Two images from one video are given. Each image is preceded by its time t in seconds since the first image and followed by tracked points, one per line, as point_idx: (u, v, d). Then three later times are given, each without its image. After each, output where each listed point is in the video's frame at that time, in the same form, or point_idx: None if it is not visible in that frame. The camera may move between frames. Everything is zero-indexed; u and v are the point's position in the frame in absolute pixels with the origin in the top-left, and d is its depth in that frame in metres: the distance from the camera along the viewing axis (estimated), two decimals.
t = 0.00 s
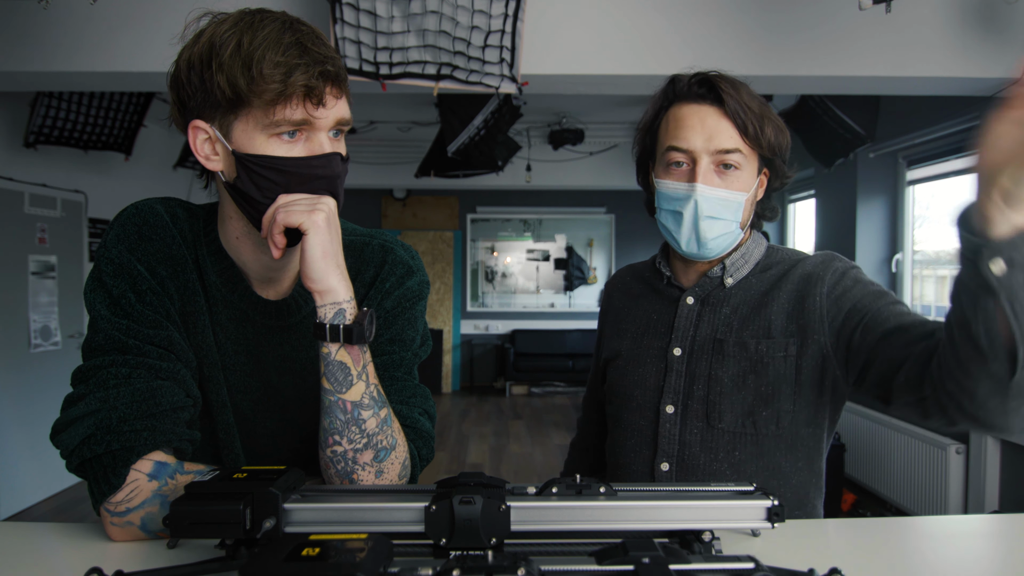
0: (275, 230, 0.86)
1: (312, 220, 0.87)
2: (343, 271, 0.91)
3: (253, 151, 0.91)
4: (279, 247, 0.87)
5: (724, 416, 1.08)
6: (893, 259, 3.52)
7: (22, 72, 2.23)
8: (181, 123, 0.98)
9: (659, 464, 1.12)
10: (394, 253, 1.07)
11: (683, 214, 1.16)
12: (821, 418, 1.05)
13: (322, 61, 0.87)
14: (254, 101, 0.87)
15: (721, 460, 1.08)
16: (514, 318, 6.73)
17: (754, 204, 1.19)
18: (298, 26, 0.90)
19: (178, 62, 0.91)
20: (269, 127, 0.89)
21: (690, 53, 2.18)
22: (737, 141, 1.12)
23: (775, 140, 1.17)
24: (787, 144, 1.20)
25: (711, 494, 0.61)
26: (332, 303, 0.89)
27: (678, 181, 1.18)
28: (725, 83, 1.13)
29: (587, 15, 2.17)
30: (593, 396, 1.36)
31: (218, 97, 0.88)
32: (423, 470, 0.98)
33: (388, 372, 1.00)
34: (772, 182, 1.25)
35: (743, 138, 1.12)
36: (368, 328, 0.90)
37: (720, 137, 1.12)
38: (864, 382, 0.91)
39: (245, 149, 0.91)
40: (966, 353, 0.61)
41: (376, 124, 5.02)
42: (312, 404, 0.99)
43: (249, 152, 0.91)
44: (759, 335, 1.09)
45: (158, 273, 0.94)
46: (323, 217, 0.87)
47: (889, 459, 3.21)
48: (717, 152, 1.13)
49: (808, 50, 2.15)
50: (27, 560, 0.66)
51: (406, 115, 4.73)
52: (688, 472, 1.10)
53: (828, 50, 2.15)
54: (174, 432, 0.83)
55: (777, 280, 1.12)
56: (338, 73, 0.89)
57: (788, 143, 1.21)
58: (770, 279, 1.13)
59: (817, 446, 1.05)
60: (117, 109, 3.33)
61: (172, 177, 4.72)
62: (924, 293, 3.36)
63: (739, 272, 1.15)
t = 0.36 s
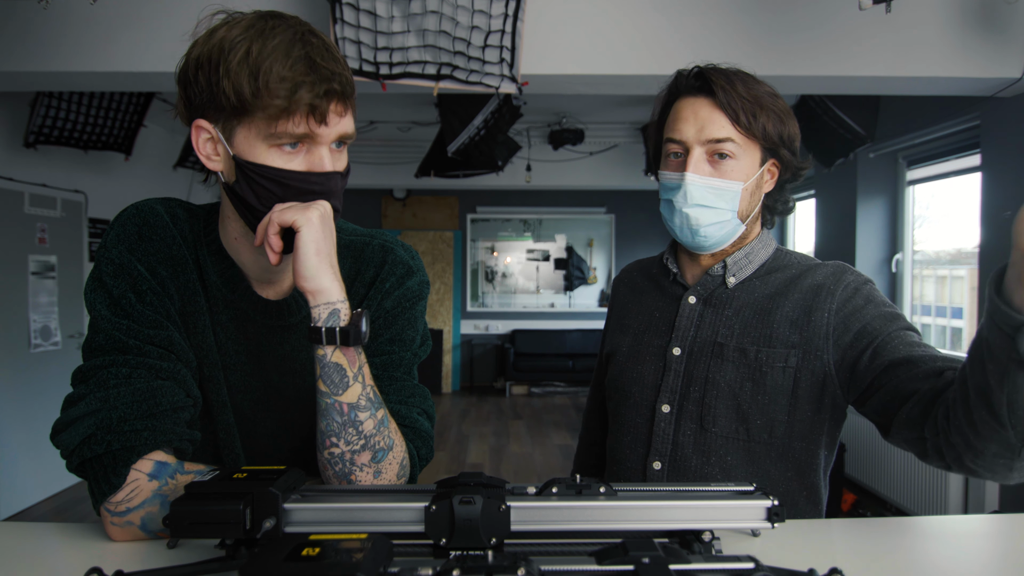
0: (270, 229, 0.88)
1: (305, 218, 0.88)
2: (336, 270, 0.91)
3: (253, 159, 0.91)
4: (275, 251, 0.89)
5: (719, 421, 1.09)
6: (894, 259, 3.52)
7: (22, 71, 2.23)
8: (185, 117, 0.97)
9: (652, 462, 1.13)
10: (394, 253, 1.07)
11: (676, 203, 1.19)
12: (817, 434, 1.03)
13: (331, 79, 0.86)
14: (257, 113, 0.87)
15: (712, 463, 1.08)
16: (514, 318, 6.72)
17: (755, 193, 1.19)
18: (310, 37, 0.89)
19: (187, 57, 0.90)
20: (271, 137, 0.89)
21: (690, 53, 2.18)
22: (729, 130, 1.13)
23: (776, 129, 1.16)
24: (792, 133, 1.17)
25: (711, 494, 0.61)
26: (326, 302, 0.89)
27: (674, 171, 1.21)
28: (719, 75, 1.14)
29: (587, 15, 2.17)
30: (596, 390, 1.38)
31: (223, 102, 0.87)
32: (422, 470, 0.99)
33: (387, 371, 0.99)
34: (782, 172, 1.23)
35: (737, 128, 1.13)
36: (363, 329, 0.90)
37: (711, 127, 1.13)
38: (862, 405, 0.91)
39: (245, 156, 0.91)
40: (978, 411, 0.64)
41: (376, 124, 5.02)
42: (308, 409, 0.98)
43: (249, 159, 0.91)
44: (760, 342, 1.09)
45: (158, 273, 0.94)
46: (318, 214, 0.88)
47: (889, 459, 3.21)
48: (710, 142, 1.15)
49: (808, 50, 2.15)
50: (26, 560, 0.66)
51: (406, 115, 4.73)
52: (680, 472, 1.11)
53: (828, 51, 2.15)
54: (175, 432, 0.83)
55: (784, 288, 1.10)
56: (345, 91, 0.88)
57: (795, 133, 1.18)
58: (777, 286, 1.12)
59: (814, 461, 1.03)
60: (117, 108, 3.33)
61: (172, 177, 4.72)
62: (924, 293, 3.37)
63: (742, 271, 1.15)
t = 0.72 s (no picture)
0: (270, 228, 0.88)
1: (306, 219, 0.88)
2: (336, 269, 0.91)
3: (251, 152, 0.91)
4: (275, 248, 0.88)
5: (724, 422, 1.08)
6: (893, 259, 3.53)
7: (22, 71, 2.23)
8: (186, 121, 0.98)
9: (657, 462, 1.13)
10: (395, 253, 1.07)
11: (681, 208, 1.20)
12: (823, 436, 1.03)
13: (324, 66, 0.87)
14: (254, 104, 0.87)
15: (718, 464, 1.08)
16: (514, 318, 6.72)
17: (758, 194, 1.19)
18: (304, 31, 0.90)
19: (185, 61, 0.91)
20: (268, 129, 0.89)
21: (690, 53, 2.18)
22: (731, 132, 1.13)
23: (778, 131, 1.15)
24: (794, 134, 1.17)
25: (711, 494, 0.61)
26: (326, 303, 0.89)
27: (677, 175, 1.22)
28: (720, 78, 1.14)
29: (587, 15, 2.17)
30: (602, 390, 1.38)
31: (221, 97, 0.88)
32: (422, 470, 0.99)
33: (387, 371, 0.99)
34: (784, 172, 1.23)
35: (739, 130, 1.13)
36: (363, 329, 0.90)
37: (713, 130, 1.13)
38: (867, 408, 0.92)
39: (245, 150, 0.91)
40: (974, 420, 0.64)
41: (376, 124, 5.02)
42: (308, 410, 0.98)
43: (248, 153, 0.91)
44: (766, 343, 1.08)
45: (158, 273, 0.93)
46: (316, 215, 0.89)
47: (890, 459, 3.20)
48: (712, 145, 1.15)
49: (808, 50, 2.15)
50: (27, 560, 0.66)
51: (406, 115, 4.73)
52: (686, 473, 1.11)
53: (828, 50, 2.15)
54: (174, 432, 0.83)
55: (790, 289, 1.10)
56: (340, 79, 0.89)
57: (796, 132, 1.18)
58: (783, 287, 1.11)
59: (820, 463, 1.03)
60: (117, 108, 3.32)
61: (172, 177, 4.72)
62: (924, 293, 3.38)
63: (748, 273, 1.15)
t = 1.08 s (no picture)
0: (268, 229, 0.89)
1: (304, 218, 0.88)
2: (334, 271, 0.91)
3: (252, 156, 0.91)
4: (275, 250, 0.89)
5: (729, 422, 1.09)
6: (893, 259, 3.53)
7: (22, 71, 2.23)
8: (187, 122, 0.98)
9: (661, 464, 1.12)
10: (394, 252, 1.07)
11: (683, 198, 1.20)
12: (828, 433, 1.03)
13: (325, 71, 0.87)
14: (254, 109, 0.87)
15: (724, 465, 1.08)
16: (514, 318, 6.72)
17: (761, 192, 1.20)
18: (306, 34, 0.89)
19: (186, 62, 0.90)
20: (269, 134, 0.89)
21: (690, 53, 2.18)
22: (739, 126, 1.14)
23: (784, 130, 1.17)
24: (798, 135, 1.19)
25: (712, 494, 0.61)
26: (324, 303, 0.88)
27: (681, 166, 1.23)
28: (731, 73, 1.15)
29: (587, 15, 2.17)
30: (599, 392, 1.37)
31: (222, 102, 0.88)
32: (422, 470, 0.99)
33: (387, 371, 0.99)
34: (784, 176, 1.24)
35: (746, 125, 1.14)
36: (362, 330, 0.90)
37: (721, 122, 1.14)
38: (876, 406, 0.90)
39: (246, 154, 0.91)
40: (978, 412, 0.64)
41: (376, 124, 5.02)
42: (307, 410, 0.98)
43: (249, 157, 0.91)
44: (770, 343, 1.09)
45: (159, 273, 0.93)
46: (316, 215, 0.89)
47: (890, 459, 3.20)
48: (719, 138, 1.16)
49: (808, 50, 2.15)
50: (26, 560, 0.66)
51: (406, 115, 4.73)
52: (690, 474, 1.11)
53: (828, 50, 2.15)
54: (174, 432, 0.83)
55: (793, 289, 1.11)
56: (341, 83, 0.88)
57: (801, 133, 1.19)
58: (785, 287, 1.12)
59: (824, 458, 1.03)
60: (117, 109, 3.32)
61: (172, 177, 4.72)
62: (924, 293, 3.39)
63: (748, 271, 1.16)
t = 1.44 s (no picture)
0: (272, 229, 0.88)
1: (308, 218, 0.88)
2: (337, 271, 0.91)
3: (255, 160, 0.91)
4: (278, 250, 0.89)
5: (714, 425, 1.09)
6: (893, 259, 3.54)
7: (22, 71, 2.23)
8: (186, 126, 0.97)
9: (648, 467, 1.13)
10: (396, 253, 1.07)
11: (670, 222, 1.19)
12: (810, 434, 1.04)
13: (328, 75, 0.87)
14: (258, 114, 0.87)
15: (709, 467, 1.08)
16: (514, 318, 6.72)
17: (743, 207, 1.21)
18: (307, 37, 0.90)
19: (186, 66, 0.90)
20: (273, 138, 0.89)
21: (690, 53, 2.18)
22: (720, 148, 1.13)
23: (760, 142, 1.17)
24: (771, 145, 1.20)
25: (711, 493, 0.61)
26: (327, 303, 0.89)
27: (664, 189, 1.21)
28: (705, 91, 1.13)
29: (587, 15, 2.17)
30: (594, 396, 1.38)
31: (225, 106, 0.88)
32: (423, 470, 0.99)
33: (388, 371, 0.99)
34: (761, 182, 1.26)
35: (726, 144, 1.13)
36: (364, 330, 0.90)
37: (702, 145, 1.13)
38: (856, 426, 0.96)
39: (249, 158, 0.91)
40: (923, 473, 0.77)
41: (376, 124, 5.01)
42: (306, 411, 0.98)
43: (252, 161, 0.91)
44: (753, 348, 1.09)
45: (162, 273, 0.93)
46: (319, 215, 0.89)
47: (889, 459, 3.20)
48: (700, 161, 1.15)
49: (808, 50, 2.15)
50: (26, 560, 0.66)
51: (406, 115, 4.73)
52: (676, 477, 1.11)
53: (828, 50, 2.15)
54: (175, 433, 0.83)
55: (775, 292, 1.10)
56: (344, 87, 0.89)
57: (773, 142, 1.21)
58: (768, 290, 1.12)
59: (799, 458, 1.05)
60: (117, 109, 3.32)
61: (172, 177, 4.72)
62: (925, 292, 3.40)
63: (730, 275, 1.16)
